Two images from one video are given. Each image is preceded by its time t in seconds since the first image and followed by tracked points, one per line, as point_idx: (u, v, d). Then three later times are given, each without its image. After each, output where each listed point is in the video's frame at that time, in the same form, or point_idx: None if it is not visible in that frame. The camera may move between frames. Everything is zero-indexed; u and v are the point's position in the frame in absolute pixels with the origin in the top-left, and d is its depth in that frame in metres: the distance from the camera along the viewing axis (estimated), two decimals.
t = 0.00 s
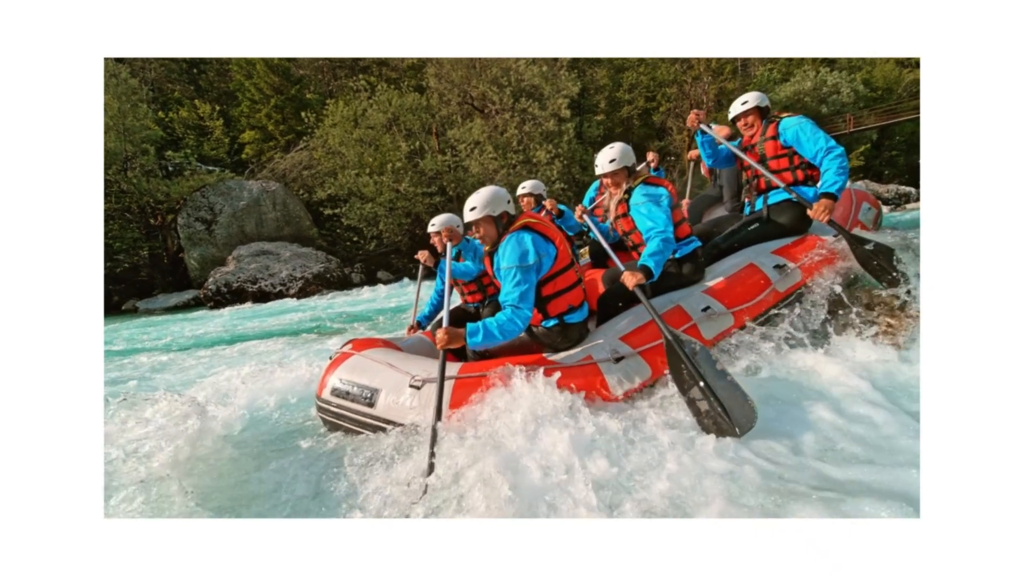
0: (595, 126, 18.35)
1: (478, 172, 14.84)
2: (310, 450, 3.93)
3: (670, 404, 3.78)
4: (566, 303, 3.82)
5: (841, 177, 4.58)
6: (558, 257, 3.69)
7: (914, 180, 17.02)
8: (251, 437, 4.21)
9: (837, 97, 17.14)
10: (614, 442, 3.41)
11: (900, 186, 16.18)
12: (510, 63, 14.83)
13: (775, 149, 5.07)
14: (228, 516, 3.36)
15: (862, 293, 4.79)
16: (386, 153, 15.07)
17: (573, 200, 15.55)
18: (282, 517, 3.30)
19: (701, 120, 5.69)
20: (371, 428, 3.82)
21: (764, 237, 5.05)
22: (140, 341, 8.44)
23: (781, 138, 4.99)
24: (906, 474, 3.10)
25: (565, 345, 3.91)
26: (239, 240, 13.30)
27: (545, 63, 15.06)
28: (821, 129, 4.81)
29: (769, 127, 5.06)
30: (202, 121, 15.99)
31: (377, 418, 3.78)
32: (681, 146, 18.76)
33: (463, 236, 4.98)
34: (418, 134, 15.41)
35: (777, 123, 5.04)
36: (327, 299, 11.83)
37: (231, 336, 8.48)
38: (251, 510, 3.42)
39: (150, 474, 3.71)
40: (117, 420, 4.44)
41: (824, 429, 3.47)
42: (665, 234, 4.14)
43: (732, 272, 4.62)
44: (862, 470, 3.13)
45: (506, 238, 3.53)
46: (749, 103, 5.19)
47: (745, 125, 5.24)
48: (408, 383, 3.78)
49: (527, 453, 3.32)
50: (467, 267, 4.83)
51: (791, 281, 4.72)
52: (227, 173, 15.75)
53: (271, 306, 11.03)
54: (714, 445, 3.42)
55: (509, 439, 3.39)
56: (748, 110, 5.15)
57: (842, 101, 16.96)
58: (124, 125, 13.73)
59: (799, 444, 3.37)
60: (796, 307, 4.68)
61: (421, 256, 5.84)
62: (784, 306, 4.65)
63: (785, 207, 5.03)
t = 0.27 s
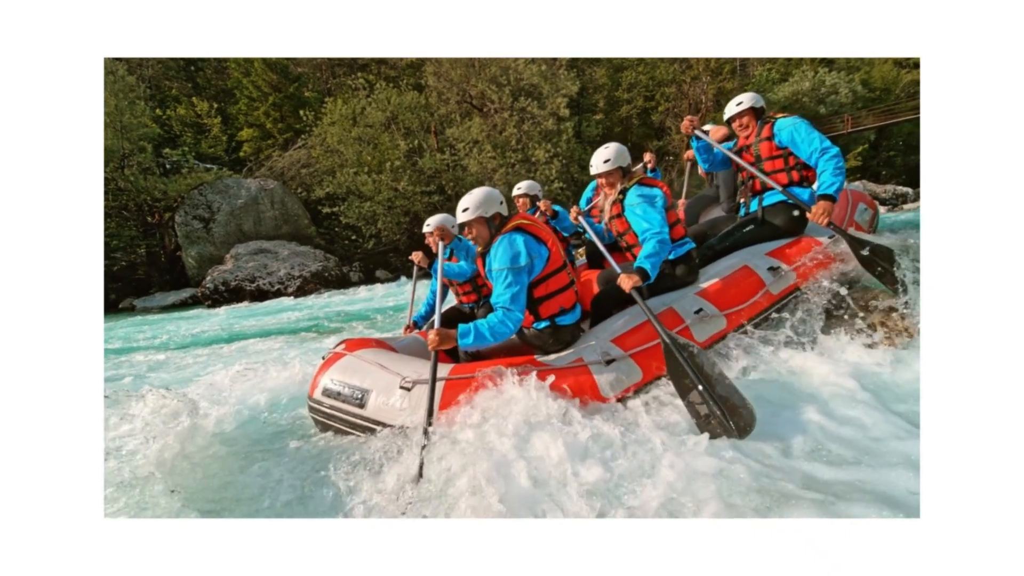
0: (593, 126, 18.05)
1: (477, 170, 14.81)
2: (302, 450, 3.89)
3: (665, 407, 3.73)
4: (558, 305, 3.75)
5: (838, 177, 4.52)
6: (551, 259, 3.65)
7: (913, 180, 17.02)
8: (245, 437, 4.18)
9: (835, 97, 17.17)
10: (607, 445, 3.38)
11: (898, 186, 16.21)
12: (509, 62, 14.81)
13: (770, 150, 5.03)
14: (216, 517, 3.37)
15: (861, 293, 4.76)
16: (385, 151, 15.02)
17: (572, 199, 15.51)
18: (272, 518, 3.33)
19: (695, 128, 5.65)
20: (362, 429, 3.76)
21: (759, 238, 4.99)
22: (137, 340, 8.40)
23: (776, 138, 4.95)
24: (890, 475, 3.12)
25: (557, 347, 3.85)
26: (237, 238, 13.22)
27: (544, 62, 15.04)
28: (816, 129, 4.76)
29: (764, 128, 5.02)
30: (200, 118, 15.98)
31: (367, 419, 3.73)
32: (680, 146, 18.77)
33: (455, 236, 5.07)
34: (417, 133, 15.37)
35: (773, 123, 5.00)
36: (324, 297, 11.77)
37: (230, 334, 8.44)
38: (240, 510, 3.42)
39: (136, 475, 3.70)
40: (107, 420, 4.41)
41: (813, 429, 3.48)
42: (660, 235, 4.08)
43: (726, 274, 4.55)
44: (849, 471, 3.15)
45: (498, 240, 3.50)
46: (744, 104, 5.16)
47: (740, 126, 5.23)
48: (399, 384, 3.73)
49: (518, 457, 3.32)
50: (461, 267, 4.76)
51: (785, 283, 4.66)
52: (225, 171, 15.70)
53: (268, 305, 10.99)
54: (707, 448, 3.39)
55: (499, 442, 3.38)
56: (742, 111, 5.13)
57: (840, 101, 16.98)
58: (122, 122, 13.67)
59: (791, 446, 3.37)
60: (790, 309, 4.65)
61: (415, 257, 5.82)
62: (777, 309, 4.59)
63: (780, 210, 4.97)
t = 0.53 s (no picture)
0: (592, 126, 17.95)
1: (476, 170, 14.75)
2: (293, 453, 3.85)
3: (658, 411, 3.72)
4: (548, 308, 3.73)
5: (833, 180, 4.40)
6: (542, 262, 3.61)
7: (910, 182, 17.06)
8: (237, 438, 4.16)
9: (833, 99, 17.21)
10: (599, 448, 3.37)
11: (895, 188, 16.26)
12: (508, 62, 14.79)
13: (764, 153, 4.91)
14: (201, 517, 3.36)
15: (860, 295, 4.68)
16: (383, 151, 14.96)
17: (571, 199, 15.48)
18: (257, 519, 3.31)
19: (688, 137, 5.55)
20: (350, 431, 3.75)
21: (753, 242, 4.83)
22: (133, 339, 8.34)
23: (770, 141, 4.84)
24: (880, 477, 3.11)
25: (546, 351, 3.84)
26: (234, 237, 13.14)
27: (543, 62, 15.05)
28: (810, 131, 4.66)
29: (758, 130, 4.90)
30: (198, 117, 15.91)
31: (355, 421, 3.71)
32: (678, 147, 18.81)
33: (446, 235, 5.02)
34: (415, 133, 15.34)
35: (767, 125, 4.88)
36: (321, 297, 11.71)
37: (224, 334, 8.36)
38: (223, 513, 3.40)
39: (124, 473, 3.70)
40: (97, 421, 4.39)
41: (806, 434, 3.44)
42: (656, 237, 4.01)
43: (718, 277, 4.42)
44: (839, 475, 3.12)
45: (489, 241, 3.45)
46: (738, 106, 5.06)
47: (734, 128, 5.10)
48: (388, 387, 3.71)
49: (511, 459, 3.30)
50: (454, 268, 4.75)
51: (778, 287, 4.48)
52: (223, 169, 15.66)
53: (264, 305, 10.91)
54: (699, 451, 3.36)
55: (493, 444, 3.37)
56: (736, 114, 5.02)
57: (838, 103, 17.01)
58: (119, 120, 13.58)
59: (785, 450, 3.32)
60: (786, 312, 4.52)
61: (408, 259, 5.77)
62: (771, 313, 4.44)
63: (775, 212, 4.80)
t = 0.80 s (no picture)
0: (591, 128, 18.07)
1: (475, 171, 14.76)
2: (286, 454, 3.87)
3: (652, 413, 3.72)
4: (537, 312, 3.72)
5: (830, 184, 4.46)
6: (532, 266, 3.60)
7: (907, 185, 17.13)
8: (228, 438, 4.20)
9: (830, 103, 17.32)
10: (589, 451, 3.40)
11: (892, 191, 16.33)
12: (508, 63, 14.86)
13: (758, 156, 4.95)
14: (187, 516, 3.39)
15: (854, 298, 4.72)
16: (382, 151, 14.97)
17: (569, 200, 15.50)
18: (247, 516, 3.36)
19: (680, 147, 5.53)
20: (338, 434, 3.77)
21: (747, 247, 4.86)
22: (129, 338, 8.34)
23: (764, 144, 4.88)
24: (865, 477, 3.16)
25: (535, 355, 3.83)
26: (232, 237, 13.12)
27: (542, 64, 15.12)
28: (804, 135, 4.71)
29: (752, 134, 4.94)
30: (196, 116, 15.91)
31: (343, 424, 3.73)
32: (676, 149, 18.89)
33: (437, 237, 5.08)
34: (414, 133, 15.35)
35: (761, 129, 4.92)
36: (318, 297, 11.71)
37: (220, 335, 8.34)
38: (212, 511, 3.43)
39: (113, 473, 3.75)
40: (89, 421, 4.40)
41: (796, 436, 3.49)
42: (649, 240, 4.02)
43: (711, 281, 4.44)
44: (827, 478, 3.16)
45: (479, 245, 3.47)
46: (732, 110, 5.04)
47: (728, 132, 5.08)
48: (376, 390, 3.73)
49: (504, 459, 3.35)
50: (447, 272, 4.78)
51: (771, 291, 4.51)
52: (221, 168, 15.64)
53: (262, 305, 10.90)
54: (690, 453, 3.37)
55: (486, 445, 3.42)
56: (730, 117, 5.00)
57: (834, 107, 17.12)
58: (117, 119, 13.55)
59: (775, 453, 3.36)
60: (778, 316, 4.53)
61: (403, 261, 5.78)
62: (764, 318, 4.45)
63: (769, 216, 4.85)
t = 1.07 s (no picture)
0: (590, 130, 18.32)
1: (474, 173, 14.77)
2: (278, 456, 3.88)
3: (643, 420, 3.73)
4: (529, 316, 3.74)
5: (827, 188, 4.50)
6: (524, 270, 3.63)
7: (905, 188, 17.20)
8: (220, 439, 4.21)
9: (828, 106, 17.38)
10: (580, 456, 3.43)
11: (889, 195, 16.40)
12: (507, 65, 14.92)
13: (754, 159, 4.99)
14: (177, 516, 3.41)
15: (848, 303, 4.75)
16: (381, 152, 14.96)
17: (569, 202, 15.53)
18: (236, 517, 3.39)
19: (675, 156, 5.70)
20: (327, 437, 3.78)
21: (743, 251, 4.86)
22: (126, 339, 8.34)
23: (760, 148, 4.91)
24: (849, 478, 3.19)
25: (526, 359, 3.86)
26: (231, 237, 13.11)
27: (542, 66, 15.18)
28: (800, 138, 4.72)
29: (748, 137, 4.96)
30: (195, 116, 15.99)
31: (332, 427, 3.74)
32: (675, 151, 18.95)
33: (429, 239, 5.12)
34: (414, 135, 15.36)
35: (756, 133, 4.94)
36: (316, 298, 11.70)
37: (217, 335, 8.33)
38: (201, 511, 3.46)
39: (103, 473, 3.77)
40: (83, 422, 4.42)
41: (786, 439, 3.52)
42: (643, 244, 4.04)
43: (707, 285, 4.44)
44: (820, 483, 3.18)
45: (471, 248, 3.50)
46: (727, 114, 5.15)
47: (723, 136, 5.16)
48: (365, 394, 3.74)
49: (495, 466, 3.36)
50: (441, 276, 4.85)
51: (766, 296, 4.50)
52: (220, 169, 15.66)
53: (260, 306, 10.90)
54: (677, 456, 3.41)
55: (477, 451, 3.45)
56: (725, 121, 5.09)
57: (832, 110, 17.20)
58: (116, 119, 13.54)
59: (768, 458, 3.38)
60: (772, 321, 4.54)
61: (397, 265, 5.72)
62: (757, 323, 4.46)
63: (764, 221, 4.85)
